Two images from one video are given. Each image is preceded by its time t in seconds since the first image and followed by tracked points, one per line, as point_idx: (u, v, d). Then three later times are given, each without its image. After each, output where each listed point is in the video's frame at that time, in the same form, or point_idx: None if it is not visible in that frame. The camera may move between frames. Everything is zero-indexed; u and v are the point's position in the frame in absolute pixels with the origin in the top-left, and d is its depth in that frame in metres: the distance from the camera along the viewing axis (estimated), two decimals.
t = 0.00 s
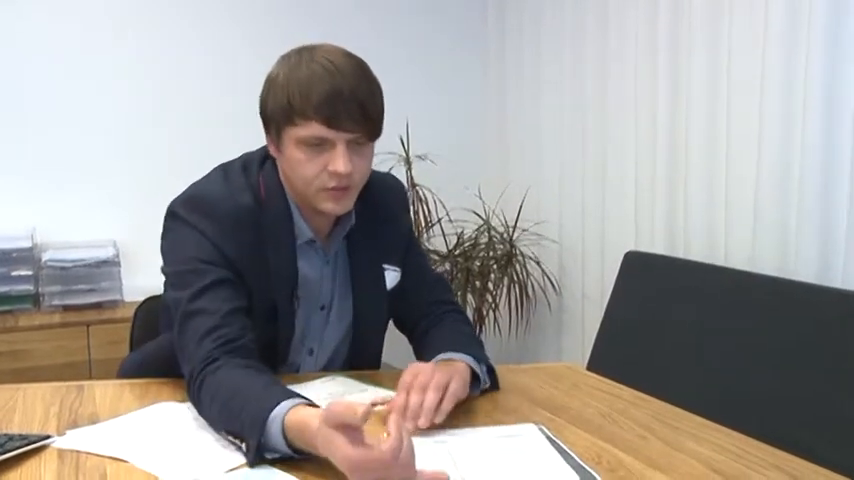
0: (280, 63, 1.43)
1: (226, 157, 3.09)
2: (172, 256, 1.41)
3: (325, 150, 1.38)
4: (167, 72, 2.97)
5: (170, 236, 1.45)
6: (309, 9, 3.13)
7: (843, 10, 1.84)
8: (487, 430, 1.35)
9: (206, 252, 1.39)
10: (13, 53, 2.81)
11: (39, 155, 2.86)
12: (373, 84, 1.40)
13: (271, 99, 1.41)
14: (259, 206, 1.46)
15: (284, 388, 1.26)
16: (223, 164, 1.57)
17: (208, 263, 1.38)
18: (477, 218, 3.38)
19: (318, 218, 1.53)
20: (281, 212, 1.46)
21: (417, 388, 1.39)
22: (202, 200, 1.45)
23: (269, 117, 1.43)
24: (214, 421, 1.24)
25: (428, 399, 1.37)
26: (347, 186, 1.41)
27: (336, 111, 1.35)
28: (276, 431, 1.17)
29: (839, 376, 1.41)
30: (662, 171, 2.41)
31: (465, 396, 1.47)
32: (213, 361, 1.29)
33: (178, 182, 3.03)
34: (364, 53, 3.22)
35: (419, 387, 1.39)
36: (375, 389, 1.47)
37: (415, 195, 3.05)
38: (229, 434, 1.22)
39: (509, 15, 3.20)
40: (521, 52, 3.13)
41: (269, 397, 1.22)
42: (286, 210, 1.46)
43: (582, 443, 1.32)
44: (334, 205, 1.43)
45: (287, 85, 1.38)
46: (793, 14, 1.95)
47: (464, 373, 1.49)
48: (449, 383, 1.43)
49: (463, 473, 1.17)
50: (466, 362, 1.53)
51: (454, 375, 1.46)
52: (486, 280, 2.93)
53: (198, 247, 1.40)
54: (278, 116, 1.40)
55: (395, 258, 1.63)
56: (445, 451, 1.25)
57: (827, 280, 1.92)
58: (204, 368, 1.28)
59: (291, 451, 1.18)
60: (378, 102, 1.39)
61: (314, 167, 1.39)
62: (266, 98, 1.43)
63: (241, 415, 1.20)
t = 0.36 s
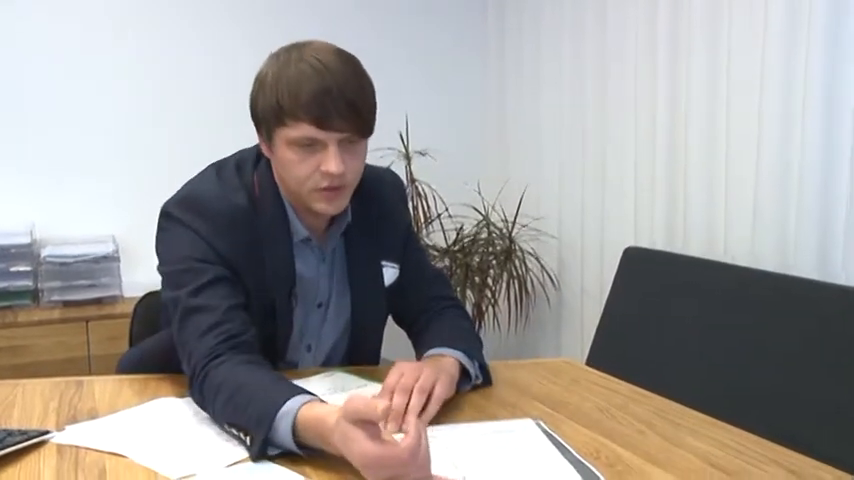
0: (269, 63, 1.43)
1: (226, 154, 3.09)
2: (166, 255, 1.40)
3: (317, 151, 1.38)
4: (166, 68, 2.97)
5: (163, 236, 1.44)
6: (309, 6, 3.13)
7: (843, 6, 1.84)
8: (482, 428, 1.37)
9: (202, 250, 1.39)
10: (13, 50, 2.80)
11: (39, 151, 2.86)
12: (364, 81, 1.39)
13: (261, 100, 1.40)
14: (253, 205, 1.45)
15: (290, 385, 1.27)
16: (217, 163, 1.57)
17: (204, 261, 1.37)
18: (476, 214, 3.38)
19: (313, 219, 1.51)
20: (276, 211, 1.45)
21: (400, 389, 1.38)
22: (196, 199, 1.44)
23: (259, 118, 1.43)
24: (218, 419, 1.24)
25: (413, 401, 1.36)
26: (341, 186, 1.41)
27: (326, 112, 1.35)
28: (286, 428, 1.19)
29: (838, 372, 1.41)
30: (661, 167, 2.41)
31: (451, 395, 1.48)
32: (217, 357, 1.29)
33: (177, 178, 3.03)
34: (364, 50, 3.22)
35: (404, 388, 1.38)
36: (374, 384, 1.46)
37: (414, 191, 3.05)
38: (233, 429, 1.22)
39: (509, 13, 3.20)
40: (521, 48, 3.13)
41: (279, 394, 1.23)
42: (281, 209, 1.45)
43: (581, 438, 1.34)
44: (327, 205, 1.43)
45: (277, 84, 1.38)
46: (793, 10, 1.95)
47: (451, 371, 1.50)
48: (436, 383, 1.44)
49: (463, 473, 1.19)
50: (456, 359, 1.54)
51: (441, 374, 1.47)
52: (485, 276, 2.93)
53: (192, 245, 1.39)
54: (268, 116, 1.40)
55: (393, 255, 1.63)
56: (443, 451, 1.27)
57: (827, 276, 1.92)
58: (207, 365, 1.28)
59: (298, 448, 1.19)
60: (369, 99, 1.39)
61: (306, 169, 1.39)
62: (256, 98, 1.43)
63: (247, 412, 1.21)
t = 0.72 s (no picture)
0: (270, 44, 1.42)
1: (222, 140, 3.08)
2: (164, 238, 1.39)
3: (320, 131, 1.37)
4: (163, 53, 2.96)
5: (160, 219, 1.43)
6: None
7: None
8: (483, 412, 1.38)
9: (201, 234, 1.38)
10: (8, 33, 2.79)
11: (38, 138, 2.86)
12: (366, 63, 1.38)
13: (262, 81, 1.40)
14: (251, 189, 1.45)
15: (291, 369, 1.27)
16: (217, 145, 1.56)
17: (202, 244, 1.37)
18: (474, 199, 3.40)
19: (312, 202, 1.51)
20: (274, 195, 1.44)
21: (400, 374, 1.39)
22: (193, 183, 1.43)
23: (260, 99, 1.42)
24: (217, 402, 1.24)
25: (414, 384, 1.37)
26: (342, 168, 1.40)
27: (328, 92, 1.34)
28: (288, 411, 1.18)
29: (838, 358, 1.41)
30: (660, 151, 2.40)
31: (449, 379, 1.48)
32: (217, 341, 1.28)
33: (173, 163, 3.02)
34: (362, 35, 3.20)
35: (403, 373, 1.39)
36: (372, 368, 1.46)
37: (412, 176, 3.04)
38: (233, 411, 1.22)
39: None
40: (520, 33, 3.10)
41: (281, 378, 1.23)
42: (279, 193, 1.45)
43: (581, 425, 1.36)
44: (329, 187, 1.42)
45: (279, 65, 1.37)
46: None
47: (451, 355, 1.51)
48: (436, 368, 1.44)
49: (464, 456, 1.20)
50: (456, 343, 1.54)
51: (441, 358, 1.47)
52: (484, 261, 2.94)
53: (191, 228, 1.38)
54: (270, 97, 1.39)
55: (393, 239, 1.61)
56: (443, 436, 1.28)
57: (826, 261, 1.92)
58: (206, 349, 1.27)
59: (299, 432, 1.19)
60: (372, 81, 1.38)
61: (308, 148, 1.38)
62: (256, 82, 1.42)
63: (247, 395, 1.21)
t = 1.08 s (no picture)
0: (260, 11, 1.36)
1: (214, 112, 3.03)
2: (152, 211, 1.36)
3: (311, 103, 1.32)
4: (155, 22, 2.91)
5: (148, 191, 1.40)
6: None
7: None
8: (482, 390, 1.37)
9: (189, 208, 1.34)
10: None
11: (30, 110, 2.82)
12: (360, 32, 1.33)
13: (252, 51, 1.34)
14: (242, 161, 1.40)
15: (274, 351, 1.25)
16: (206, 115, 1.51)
17: (190, 219, 1.34)
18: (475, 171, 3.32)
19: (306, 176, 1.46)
20: (266, 167, 1.40)
21: (396, 352, 1.38)
22: (182, 154, 1.40)
23: (250, 68, 1.36)
24: (202, 381, 1.24)
25: (409, 363, 1.36)
26: (335, 141, 1.35)
27: (320, 62, 1.28)
28: (264, 394, 1.18)
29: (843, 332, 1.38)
30: (668, 121, 2.34)
31: (450, 355, 1.46)
32: (202, 319, 1.26)
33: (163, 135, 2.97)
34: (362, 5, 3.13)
35: (399, 350, 1.38)
36: (368, 347, 1.44)
37: (412, 147, 2.99)
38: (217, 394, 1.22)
39: None
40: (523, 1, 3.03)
41: (260, 359, 1.22)
42: (272, 165, 1.41)
43: (583, 402, 1.36)
44: (322, 161, 1.37)
45: (269, 33, 1.32)
46: None
47: (450, 331, 1.48)
48: (433, 344, 1.42)
49: (462, 437, 1.20)
50: (456, 318, 1.52)
51: (433, 335, 1.45)
52: (485, 235, 2.88)
53: (179, 202, 1.35)
54: (260, 67, 1.34)
55: (390, 213, 1.58)
56: (443, 414, 1.27)
57: (839, 236, 1.86)
58: (191, 328, 1.26)
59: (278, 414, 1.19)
60: (365, 50, 1.33)
61: (300, 120, 1.33)
62: (246, 52, 1.37)
63: (228, 378, 1.20)
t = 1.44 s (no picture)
0: None
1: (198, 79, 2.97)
2: (134, 181, 1.33)
3: (304, 68, 1.25)
4: None
5: (127, 160, 1.37)
6: None
7: None
8: (483, 368, 1.36)
9: (172, 178, 1.32)
10: None
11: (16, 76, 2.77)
12: None
13: (240, 12, 1.28)
14: (228, 128, 1.37)
15: (265, 330, 1.21)
16: (190, 80, 1.48)
17: (174, 189, 1.31)
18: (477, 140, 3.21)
19: (295, 142, 1.43)
20: (253, 136, 1.38)
21: (394, 331, 1.36)
22: (165, 119, 1.37)
23: (237, 30, 1.30)
24: (189, 362, 1.20)
25: (408, 343, 1.34)
26: (329, 108, 1.29)
27: (312, 23, 1.22)
28: (255, 375, 1.15)
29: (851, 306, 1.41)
30: (681, 86, 2.27)
31: (450, 334, 1.44)
32: (188, 295, 1.23)
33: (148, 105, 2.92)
34: None
35: (397, 329, 1.36)
36: (363, 325, 1.41)
37: (409, 115, 2.92)
38: (205, 375, 1.18)
39: None
40: None
41: (252, 337, 1.18)
42: (260, 134, 1.38)
43: (593, 384, 1.35)
44: (315, 130, 1.31)
45: None
46: None
47: (447, 306, 1.47)
48: (432, 321, 1.40)
49: (462, 419, 1.21)
50: (457, 295, 1.50)
51: (432, 314, 1.42)
52: (486, 208, 2.83)
53: (161, 172, 1.32)
54: (248, 29, 1.27)
55: (385, 186, 1.53)
56: (443, 392, 1.27)
57: None
58: (177, 304, 1.22)
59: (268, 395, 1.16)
60: (361, 12, 1.26)
61: (291, 86, 1.26)
62: (232, 12, 1.30)
63: (216, 360, 1.16)
